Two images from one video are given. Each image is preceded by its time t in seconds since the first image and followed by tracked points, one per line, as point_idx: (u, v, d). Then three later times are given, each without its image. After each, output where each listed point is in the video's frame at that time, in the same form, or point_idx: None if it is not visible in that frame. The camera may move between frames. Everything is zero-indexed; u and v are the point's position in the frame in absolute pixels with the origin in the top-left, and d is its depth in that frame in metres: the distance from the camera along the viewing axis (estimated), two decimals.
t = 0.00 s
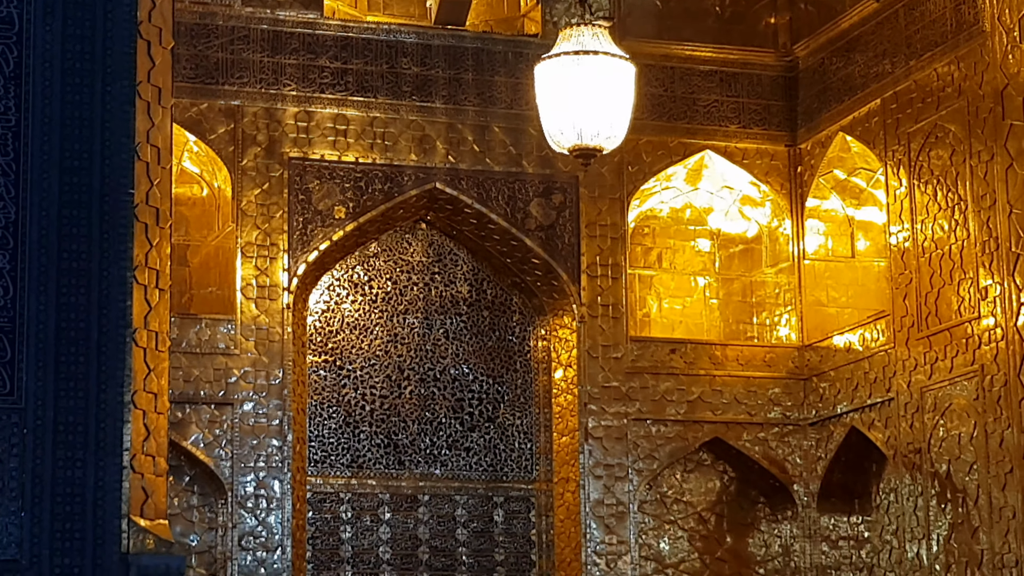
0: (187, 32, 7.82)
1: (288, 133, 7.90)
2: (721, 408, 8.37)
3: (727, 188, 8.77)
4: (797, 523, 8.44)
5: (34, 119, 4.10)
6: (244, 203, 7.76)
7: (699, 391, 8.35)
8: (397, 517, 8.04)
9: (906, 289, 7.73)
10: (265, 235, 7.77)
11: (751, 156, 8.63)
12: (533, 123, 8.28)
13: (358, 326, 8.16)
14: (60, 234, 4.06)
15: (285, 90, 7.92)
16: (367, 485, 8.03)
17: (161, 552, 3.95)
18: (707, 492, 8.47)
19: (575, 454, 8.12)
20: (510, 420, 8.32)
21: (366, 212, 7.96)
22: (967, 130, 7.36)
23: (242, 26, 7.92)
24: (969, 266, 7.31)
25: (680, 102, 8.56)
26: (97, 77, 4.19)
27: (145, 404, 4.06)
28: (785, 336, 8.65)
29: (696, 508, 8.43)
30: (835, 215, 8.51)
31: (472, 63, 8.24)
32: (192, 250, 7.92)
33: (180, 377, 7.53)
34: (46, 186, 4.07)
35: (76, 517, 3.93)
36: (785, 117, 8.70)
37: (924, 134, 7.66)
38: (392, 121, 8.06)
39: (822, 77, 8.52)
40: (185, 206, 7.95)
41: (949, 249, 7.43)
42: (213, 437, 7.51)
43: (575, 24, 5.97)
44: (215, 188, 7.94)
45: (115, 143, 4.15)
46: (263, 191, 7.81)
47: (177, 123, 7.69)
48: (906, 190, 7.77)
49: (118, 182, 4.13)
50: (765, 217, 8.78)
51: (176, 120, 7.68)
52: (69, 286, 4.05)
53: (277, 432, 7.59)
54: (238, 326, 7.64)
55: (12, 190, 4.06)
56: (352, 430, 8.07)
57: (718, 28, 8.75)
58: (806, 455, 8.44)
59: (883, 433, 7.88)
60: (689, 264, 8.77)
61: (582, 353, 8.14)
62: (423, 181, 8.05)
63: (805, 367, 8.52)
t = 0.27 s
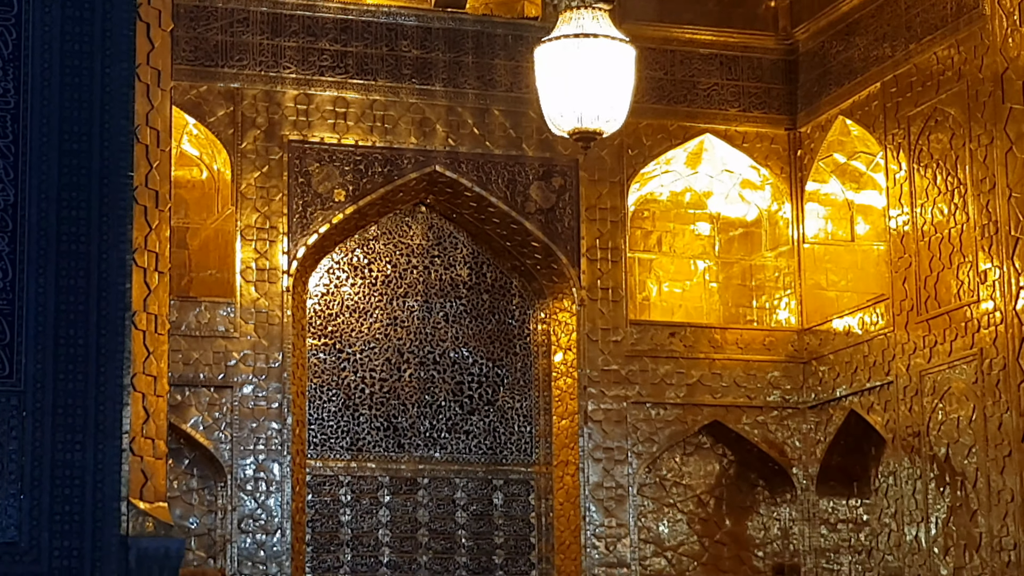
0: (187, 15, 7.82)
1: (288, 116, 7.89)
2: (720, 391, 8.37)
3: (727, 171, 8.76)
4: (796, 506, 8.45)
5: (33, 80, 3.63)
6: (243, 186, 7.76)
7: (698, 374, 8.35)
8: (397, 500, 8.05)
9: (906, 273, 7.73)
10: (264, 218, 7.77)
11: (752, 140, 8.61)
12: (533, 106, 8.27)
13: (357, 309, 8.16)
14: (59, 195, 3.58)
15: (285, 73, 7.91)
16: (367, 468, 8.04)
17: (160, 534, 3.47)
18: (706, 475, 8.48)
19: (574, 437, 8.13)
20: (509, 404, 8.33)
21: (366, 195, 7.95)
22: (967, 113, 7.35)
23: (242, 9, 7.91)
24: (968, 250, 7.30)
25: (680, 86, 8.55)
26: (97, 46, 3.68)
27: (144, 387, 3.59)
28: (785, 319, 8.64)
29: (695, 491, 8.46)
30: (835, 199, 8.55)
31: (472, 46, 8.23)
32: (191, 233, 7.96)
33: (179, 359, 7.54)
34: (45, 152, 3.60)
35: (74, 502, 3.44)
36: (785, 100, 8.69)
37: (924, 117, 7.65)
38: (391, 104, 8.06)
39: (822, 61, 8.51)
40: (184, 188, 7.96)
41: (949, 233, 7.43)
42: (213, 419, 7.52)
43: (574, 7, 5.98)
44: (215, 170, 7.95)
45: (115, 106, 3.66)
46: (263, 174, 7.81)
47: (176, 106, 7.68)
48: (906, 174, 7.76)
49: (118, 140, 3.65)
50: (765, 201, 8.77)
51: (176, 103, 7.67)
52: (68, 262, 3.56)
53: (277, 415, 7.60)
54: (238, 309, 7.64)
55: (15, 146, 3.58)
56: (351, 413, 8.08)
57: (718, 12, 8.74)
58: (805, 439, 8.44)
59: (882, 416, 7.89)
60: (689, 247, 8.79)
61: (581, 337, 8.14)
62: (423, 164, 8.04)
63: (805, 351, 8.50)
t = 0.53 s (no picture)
0: None
1: (287, 96, 7.88)
2: (719, 371, 8.38)
3: (726, 152, 8.76)
4: (795, 487, 8.45)
5: (33, 84, 4.41)
6: (243, 166, 7.75)
7: (698, 354, 8.36)
8: (396, 480, 8.05)
9: (906, 253, 7.72)
10: (263, 198, 7.77)
11: (751, 120, 8.61)
12: (532, 87, 8.26)
13: (356, 289, 8.16)
14: (59, 198, 4.35)
15: (284, 53, 7.90)
16: (366, 448, 8.05)
17: (159, 515, 4.22)
18: (705, 455, 8.50)
19: (574, 417, 8.13)
20: (509, 383, 8.33)
21: (366, 175, 7.95)
22: (967, 94, 7.35)
23: None
24: (967, 231, 7.30)
25: (679, 66, 8.54)
26: (95, 39, 4.47)
27: (144, 366, 4.34)
28: (784, 300, 8.63)
29: (694, 472, 8.47)
30: (833, 179, 8.56)
31: (471, 26, 8.22)
32: (189, 213, 7.92)
33: (178, 340, 7.55)
34: (45, 148, 4.37)
35: (75, 480, 4.21)
36: (785, 81, 8.68)
37: (924, 98, 7.65)
38: (391, 84, 8.05)
39: (822, 41, 8.50)
40: (183, 168, 7.95)
41: (949, 213, 7.43)
42: (212, 399, 7.53)
43: None
44: (214, 150, 7.94)
45: (114, 108, 4.43)
46: (262, 154, 7.80)
47: (175, 85, 7.67)
48: (905, 154, 7.76)
49: (117, 147, 4.41)
50: (764, 181, 8.77)
51: (175, 83, 7.66)
52: (68, 248, 4.33)
53: (276, 395, 7.60)
54: (237, 290, 7.64)
55: (12, 156, 4.36)
56: (351, 392, 8.08)
57: None
58: (804, 419, 8.44)
59: (881, 396, 7.89)
60: (689, 228, 8.76)
61: (581, 317, 8.14)
62: (422, 144, 8.04)
63: (804, 331, 8.52)
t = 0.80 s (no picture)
0: None
1: (287, 81, 7.89)
2: (719, 356, 8.39)
3: (726, 136, 8.74)
4: (795, 471, 8.46)
5: (32, 68, 4.51)
6: (242, 150, 7.75)
7: (697, 339, 8.36)
8: (396, 465, 8.06)
9: (905, 238, 7.72)
10: (263, 182, 7.77)
11: (751, 105, 8.61)
12: (532, 71, 8.26)
13: (356, 274, 8.16)
14: (59, 184, 4.45)
15: (284, 38, 7.90)
16: (366, 433, 8.06)
17: (158, 498, 4.34)
18: (705, 440, 8.50)
19: (573, 402, 8.14)
20: (509, 368, 8.33)
21: (366, 160, 7.95)
22: (967, 79, 7.35)
23: None
24: (967, 216, 7.30)
25: (679, 51, 8.53)
26: (95, 23, 4.57)
27: (144, 351, 4.43)
28: (783, 285, 8.63)
29: (694, 456, 8.48)
30: (834, 164, 8.52)
31: (471, 11, 8.22)
32: (189, 198, 7.90)
33: (178, 324, 7.54)
34: (45, 134, 4.47)
35: (75, 464, 4.34)
36: (785, 66, 8.68)
37: (924, 83, 7.65)
38: (391, 69, 8.04)
39: (822, 26, 8.49)
40: (183, 153, 7.92)
41: (949, 197, 7.43)
42: (212, 384, 7.54)
43: None
44: (214, 135, 7.91)
45: (114, 93, 4.53)
46: (262, 138, 7.80)
47: (174, 70, 7.67)
48: (905, 139, 7.76)
49: (117, 132, 4.51)
50: (764, 166, 8.76)
51: (174, 68, 7.67)
52: (68, 233, 4.45)
53: (276, 379, 7.61)
54: (237, 274, 7.64)
55: (11, 140, 4.46)
56: (350, 377, 8.09)
57: None
58: (804, 404, 8.45)
59: (881, 381, 7.90)
60: (688, 212, 8.73)
61: (580, 302, 8.14)
62: (422, 129, 8.03)
63: (803, 316, 8.52)
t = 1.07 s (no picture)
0: None
1: (288, 65, 7.89)
2: (721, 340, 8.39)
3: (728, 120, 8.73)
4: (796, 455, 8.47)
5: (34, 58, 4.62)
6: (244, 134, 7.74)
7: (699, 323, 8.36)
8: (398, 449, 8.07)
9: (907, 222, 7.72)
10: (265, 166, 7.76)
11: (753, 89, 8.59)
12: (534, 55, 8.26)
13: (358, 258, 8.16)
14: (60, 169, 4.55)
15: (285, 22, 7.90)
16: (368, 417, 8.06)
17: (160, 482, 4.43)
18: (706, 425, 8.51)
19: (575, 386, 8.13)
20: (510, 352, 8.34)
21: (366, 144, 7.94)
22: (969, 62, 7.35)
23: None
24: (970, 199, 7.30)
25: (681, 35, 8.52)
26: (96, 11, 4.68)
27: (145, 334, 4.54)
28: (785, 269, 8.63)
29: (695, 440, 8.49)
30: (836, 148, 8.52)
31: None
32: (192, 181, 7.90)
33: (180, 308, 7.54)
34: (47, 123, 4.58)
35: (77, 448, 4.43)
36: (787, 50, 8.66)
37: (926, 66, 7.64)
38: (392, 53, 8.05)
39: (824, 9, 8.49)
40: (185, 137, 7.92)
41: (950, 181, 7.43)
42: (214, 367, 7.54)
43: None
44: (215, 118, 7.89)
45: (115, 78, 4.63)
46: (264, 122, 7.79)
47: (176, 54, 7.66)
48: (907, 123, 7.76)
49: (117, 117, 4.61)
50: (766, 150, 8.75)
51: (176, 51, 7.66)
52: (70, 217, 4.54)
53: (278, 363, 7.61)
54: (238, 258, 7.64)
55: (13, 125, 4.58)
56: (352, 361, 8.09)
57: None
58: (805, 387, 8.45)
59: (883, 365, 7.90)
60: (690, 196, 8.73)
61: (582, 286, 8.14)
62: (424, 113, 8.03)
63: (805, 300, 8.52)
